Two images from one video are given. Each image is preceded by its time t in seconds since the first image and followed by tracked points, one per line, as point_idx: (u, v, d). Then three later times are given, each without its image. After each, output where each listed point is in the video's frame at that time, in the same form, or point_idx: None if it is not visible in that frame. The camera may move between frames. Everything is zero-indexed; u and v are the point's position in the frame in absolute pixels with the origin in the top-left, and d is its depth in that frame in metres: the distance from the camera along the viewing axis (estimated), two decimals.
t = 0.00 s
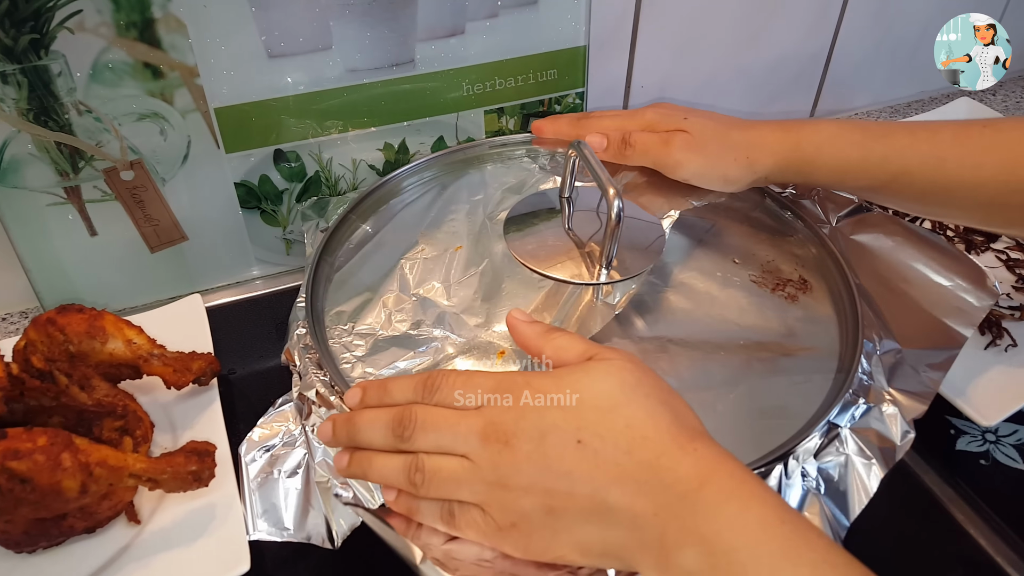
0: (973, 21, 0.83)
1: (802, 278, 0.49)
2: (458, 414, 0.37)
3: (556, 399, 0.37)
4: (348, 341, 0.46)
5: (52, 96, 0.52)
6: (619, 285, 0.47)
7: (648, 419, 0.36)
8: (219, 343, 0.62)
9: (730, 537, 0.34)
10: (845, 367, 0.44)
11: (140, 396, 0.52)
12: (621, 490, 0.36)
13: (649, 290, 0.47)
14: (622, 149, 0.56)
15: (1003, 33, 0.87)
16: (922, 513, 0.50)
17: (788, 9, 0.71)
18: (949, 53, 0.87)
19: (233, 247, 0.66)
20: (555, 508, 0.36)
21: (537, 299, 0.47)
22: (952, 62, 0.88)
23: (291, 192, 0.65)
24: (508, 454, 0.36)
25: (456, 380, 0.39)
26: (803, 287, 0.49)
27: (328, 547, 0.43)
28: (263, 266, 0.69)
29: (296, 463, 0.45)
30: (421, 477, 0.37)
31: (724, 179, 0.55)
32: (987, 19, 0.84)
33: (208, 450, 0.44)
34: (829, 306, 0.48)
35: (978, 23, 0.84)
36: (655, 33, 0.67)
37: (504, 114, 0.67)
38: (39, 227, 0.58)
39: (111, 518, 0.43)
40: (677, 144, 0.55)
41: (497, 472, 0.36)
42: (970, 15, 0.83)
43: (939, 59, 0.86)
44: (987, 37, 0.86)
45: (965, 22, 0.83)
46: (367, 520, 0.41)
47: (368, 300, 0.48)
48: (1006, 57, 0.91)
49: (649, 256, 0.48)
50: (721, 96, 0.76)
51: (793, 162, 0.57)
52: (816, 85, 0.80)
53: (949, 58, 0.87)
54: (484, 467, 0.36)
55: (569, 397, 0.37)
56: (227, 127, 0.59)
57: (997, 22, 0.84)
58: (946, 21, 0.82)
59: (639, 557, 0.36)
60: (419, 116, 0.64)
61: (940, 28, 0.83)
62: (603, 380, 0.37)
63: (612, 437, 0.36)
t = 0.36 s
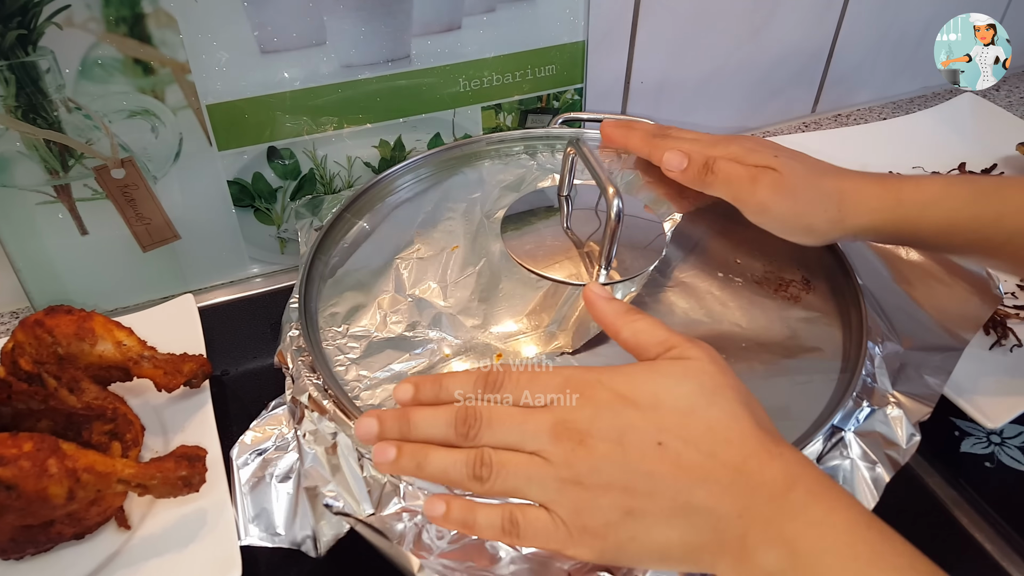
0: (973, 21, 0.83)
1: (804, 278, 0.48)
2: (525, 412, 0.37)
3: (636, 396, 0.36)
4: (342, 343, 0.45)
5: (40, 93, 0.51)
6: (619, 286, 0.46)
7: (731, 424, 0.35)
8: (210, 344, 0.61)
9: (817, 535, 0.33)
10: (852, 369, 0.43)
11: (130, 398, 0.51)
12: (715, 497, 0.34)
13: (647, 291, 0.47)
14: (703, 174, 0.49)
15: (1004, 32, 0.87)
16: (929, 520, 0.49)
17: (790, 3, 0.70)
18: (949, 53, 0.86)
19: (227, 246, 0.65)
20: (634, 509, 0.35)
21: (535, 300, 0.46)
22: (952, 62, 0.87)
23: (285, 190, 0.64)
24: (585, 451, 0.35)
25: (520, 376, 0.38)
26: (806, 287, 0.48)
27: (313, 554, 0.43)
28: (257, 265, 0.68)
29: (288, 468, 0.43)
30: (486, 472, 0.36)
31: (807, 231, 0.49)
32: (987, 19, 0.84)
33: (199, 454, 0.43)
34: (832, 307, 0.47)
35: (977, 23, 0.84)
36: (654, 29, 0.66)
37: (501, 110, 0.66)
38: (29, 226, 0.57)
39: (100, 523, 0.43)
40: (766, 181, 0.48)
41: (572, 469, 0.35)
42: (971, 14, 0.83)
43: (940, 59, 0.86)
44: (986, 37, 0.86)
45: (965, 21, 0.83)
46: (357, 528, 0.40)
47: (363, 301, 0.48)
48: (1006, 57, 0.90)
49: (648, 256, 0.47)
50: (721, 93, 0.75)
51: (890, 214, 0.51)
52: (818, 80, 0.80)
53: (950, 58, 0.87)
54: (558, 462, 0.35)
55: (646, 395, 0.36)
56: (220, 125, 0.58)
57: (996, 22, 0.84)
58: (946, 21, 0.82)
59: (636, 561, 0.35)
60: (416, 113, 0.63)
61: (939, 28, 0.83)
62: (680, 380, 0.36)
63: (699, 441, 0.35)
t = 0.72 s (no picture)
0: (972, 21, 0.83)
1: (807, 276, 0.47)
2: (523, 415, 0.36)
3: (731, 415, 0.34)
4: (336, 343, 0.44)
5: (29, 90, 0.51)
6: (619, 285, 0.45)
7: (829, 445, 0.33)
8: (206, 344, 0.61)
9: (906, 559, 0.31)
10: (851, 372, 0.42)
11: (122, 400, 0.50)
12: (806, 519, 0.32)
13: (646, 290, 0.46)
14: (717, 180, 0.48)
15: (1004, 32, 0.87)
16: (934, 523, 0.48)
17: None
18: (949, 53, 0.85)
19: (221, 245, 0.65)
20: (737, 534, 0.32)
21: (533, 300, 0.45)
22: (951, 62, 0.87)
23: (279, 188, 0.63)
24: (682, 473, 0.33)
25: (607, 396, 0.36)
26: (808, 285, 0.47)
27: (308, 560, 0.41)
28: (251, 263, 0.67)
29: (281, 471, 0.44)
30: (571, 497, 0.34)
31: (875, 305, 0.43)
32: (987, 18, 0.83)
33: (190, 458, 0.43)
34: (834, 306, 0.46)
35: (977, 23, 0.84)
36: (653, 25, 0.65)
37: (498, 107, 0.65)
38: (19, 225, 0.56)
39: (91, 527, 0.42)
40: (832, 255, 0.42)
41: (672, 493, 0.33)
42: (970, 14, 0.83)
43: (939, 59, 0.86)
44: (987, 37, 0.85)
45: (964, 22, 0.82)
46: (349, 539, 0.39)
47: (358, 301, 0.47)
48: (1006, 56, 0.90)
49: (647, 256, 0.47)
50: (721, 89, 0.74)
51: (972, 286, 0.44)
52: (818, 77, 0.79)
53: (950, 58, 0.86)
54: (654, 486, 0.33)
55: (734, 410, 0.34)
56: (213, 122, 0.57)
57: (996, 23, 0.84)
58: (946, 21, 0.81)
59: (638, 575, 0.34)
60: (411, 109, 0.63)
61: (939, 28, 0.82)
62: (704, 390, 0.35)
63: (802, 463, 0.33)
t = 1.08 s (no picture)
0: (972, 21, 0.82)
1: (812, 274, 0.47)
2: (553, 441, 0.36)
3: (830, 433, 0.37)
4: (333, 343, 0.43)
5: (22, 86, 0.50)
6: (621, 285, 0.44)
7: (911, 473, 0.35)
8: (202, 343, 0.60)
9: None
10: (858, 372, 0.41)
11: (116, 401, 0.50)
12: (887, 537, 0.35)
13: (647, 290, 0.45)
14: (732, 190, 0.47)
15: (1004, 31, 0.86)
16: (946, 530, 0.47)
17: None
18: (949, 53, 0.84)
19: (218, 243, 0.64)
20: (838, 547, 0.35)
21: (534, 301, 0.44)
22: (952, 62, 0.86)
23: (276, 185, 0.62)
24: (790, 485, 0.36)
25: (710, 406, 0.38)
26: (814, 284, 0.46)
27: (303, 563, 0.41)
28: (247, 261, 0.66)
29: (277, 473, 0.43)
30: (669, 505, 0.35)
31: (894, 314, 0.44)
32: (987, 18, 0.82)
33: (185, 461, 0.43)
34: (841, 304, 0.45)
35: (976, 23, 0.83)
36: (655, 20, 0.64)
37: (498, 103, 0.64)
38: (12, 224, 0.55)
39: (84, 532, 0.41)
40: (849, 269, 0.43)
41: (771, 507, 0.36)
42: (971, 14, 0.82)
43: (938, 60, 0.85)
44: (986, 37, 0.84)
45: (963, 22, 0.81)
46: (345, 542, 0.39)
47: (355, 301, 0.46)
48: (1005, 57, 0.88)
49: (650, 255, 0.46)
50: (723, 84, 0.73)
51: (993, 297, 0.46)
52: (822, 73, 0.78)
53: (951, 58, 0.85)
54: (759, 497, 0.36)
55: (833, 428, 0.37)
56: (210, 118, 0.56)
57: (996, 22, 0.83)
58: (945, 21, 0.80)
59: None
60: (410, 106, 0.62)
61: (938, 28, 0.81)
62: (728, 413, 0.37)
63: (900, 486, 0.36)
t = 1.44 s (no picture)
0: (972, 20, 0.81)
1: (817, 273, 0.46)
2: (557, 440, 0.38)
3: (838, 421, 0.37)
4: (328, 343, 0.42)
5: (14, 84, 0.49)
6: (623, 285, 0.44)
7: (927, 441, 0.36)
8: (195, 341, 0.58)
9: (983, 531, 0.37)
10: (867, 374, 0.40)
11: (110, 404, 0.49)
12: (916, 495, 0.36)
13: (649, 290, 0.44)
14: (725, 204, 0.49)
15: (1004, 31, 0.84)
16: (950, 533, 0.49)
17: None
18: (949, 52, 0.83)
19: (215, 241, 0.63)
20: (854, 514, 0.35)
21: (535, 302, 0.43)
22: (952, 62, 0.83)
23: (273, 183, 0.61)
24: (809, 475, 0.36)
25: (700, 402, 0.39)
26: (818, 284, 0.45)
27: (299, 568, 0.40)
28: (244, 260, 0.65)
29: (272, 477, 0.42)
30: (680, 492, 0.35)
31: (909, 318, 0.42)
32: (987, 19, 0.81)
33: (178, 465, 0.45)
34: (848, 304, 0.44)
35: (976, 22, 0.81)
36: (657, 15, 0.63)
37: (499, 98, 0.63)
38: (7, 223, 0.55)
39: (78, 537, 0.41)
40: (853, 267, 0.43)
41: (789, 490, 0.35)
42: (969, 15, 0.80)
43: (938, 59, 0.83)
44: (987, 37, 0.82)
45: (962, 23, 0.80)
46: (340, 551, 0.38)
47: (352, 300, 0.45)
48: (1006, 56, 0.86)
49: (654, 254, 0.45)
50: (727, 80, 0.72)
51: None
52: (827, 67, 0.77)
53: (952, 58, 0.83)
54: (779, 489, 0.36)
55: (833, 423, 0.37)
56: (206, 115, 0.55)
57: (996, 23, 0.81)
58: (944, 21, 0.79)
59: None
60: (409, 101, 0.61)
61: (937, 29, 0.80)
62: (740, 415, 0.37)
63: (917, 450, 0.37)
